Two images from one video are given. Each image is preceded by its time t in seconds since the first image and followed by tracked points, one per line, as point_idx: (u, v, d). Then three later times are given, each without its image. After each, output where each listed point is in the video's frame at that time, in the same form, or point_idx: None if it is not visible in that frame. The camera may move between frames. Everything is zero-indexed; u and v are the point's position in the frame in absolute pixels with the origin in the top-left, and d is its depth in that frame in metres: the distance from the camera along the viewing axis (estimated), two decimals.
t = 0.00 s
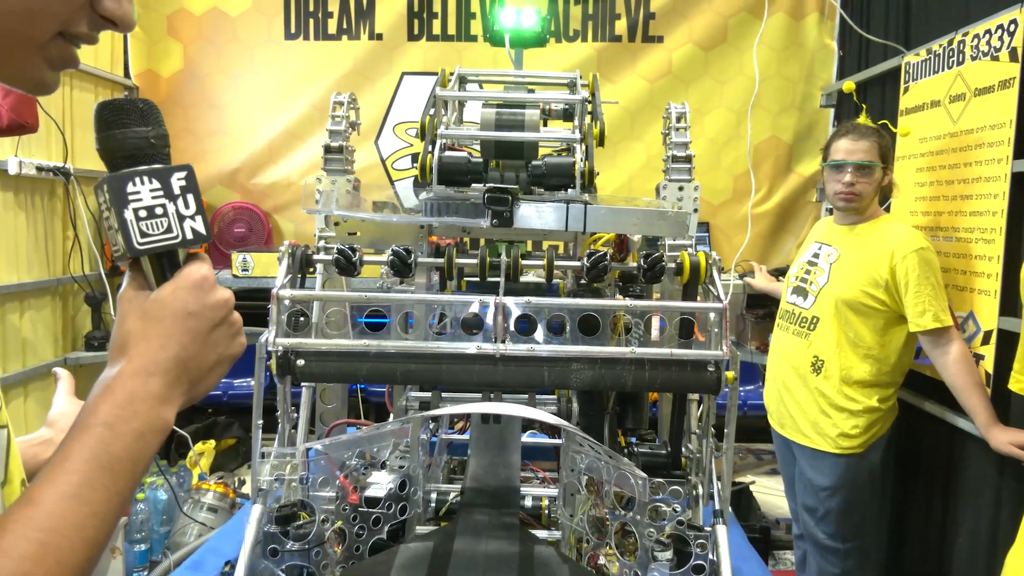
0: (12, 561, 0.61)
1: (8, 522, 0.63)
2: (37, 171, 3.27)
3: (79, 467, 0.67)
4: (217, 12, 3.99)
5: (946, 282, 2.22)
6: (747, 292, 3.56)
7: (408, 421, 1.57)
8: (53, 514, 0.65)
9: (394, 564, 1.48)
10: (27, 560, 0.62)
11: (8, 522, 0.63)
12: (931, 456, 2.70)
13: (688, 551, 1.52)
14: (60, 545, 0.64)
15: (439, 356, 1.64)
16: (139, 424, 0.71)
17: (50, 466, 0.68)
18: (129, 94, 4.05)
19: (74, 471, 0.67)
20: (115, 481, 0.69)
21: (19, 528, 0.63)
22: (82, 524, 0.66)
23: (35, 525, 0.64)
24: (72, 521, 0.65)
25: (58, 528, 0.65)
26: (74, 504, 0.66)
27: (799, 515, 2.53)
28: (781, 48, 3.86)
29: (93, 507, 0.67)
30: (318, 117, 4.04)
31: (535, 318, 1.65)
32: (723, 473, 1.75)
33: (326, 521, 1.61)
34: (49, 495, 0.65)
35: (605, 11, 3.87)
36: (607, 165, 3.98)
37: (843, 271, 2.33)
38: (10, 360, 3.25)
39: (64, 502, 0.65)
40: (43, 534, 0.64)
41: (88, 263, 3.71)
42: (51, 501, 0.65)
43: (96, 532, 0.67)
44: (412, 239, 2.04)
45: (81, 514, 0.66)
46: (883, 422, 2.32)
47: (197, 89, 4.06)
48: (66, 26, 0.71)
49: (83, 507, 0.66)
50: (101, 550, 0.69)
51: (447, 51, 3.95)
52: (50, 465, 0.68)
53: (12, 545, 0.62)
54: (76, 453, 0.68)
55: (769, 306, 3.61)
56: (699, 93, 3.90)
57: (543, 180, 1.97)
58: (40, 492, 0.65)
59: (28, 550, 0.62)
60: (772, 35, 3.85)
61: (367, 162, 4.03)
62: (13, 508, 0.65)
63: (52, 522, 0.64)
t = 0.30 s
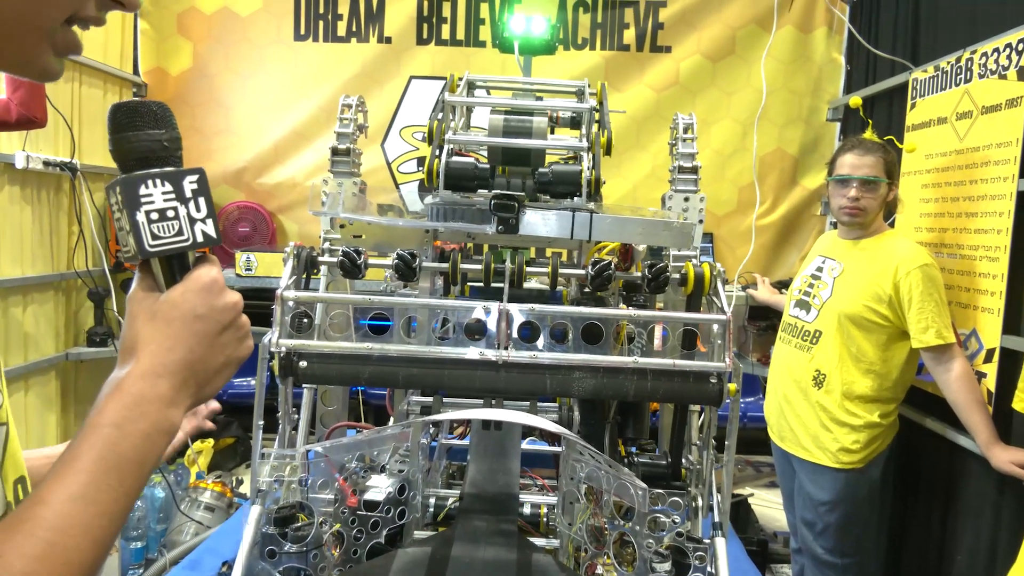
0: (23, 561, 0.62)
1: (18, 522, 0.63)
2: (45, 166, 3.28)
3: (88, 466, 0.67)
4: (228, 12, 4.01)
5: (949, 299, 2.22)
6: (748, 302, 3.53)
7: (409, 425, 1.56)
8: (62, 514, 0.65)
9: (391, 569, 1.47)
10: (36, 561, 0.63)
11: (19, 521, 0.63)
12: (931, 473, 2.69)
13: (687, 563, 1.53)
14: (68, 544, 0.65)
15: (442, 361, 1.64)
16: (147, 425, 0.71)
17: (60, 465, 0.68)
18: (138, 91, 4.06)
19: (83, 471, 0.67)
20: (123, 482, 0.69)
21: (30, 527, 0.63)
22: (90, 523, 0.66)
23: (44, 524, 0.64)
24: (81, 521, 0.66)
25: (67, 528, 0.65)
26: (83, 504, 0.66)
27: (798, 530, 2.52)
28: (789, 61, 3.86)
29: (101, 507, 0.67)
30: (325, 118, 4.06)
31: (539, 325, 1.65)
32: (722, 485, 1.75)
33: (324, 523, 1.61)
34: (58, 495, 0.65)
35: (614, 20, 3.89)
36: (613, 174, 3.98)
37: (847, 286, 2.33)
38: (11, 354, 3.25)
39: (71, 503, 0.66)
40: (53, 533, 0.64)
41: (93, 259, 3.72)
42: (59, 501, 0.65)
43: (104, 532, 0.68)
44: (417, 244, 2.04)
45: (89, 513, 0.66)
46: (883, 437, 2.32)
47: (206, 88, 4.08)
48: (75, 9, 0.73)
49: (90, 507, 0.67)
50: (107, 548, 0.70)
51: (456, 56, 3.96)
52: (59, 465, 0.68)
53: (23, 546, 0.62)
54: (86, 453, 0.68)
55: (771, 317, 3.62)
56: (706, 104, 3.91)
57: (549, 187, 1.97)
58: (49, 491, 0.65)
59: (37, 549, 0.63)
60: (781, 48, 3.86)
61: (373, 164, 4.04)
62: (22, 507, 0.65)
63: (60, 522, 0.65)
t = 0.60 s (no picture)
0: (33, 543, 0.62)
1: (30, 505, 0.63)
2: (48, 163, 3.28)
3: (97, 450, 0.67)
4: (231, 9, 4.01)
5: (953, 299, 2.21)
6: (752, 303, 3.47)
7: (412, 424, 1.56)
8: (72, 497, 0.65)
9: (394, 567, 1.47)
10: (47, 545, 0.62)
11: (31, 504, 0.63)
12: (934, 473, 2.68)
13: (690, 562, 1.51)
14: (79, 528, 0.64)
15: (445, 359, 1.63)
16: (155, 408, 0.71)
17: (68, 451, 0.67)
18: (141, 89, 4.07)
19: (91, 456, 0.67)
20: (131, 465, 0.69)
21: (40, 511, 0.63)
22: (101, 506, 0.66)
23: (54, 508, 0.64)
24: (92, 504, 0.65)
25: (77, 512, 0.64)
26: (93, 488, 0.66)
27: (800, 529, 2.51)
28: (793, 59, 3.85)
29: (112, 490, 0.67)
30: (328, 116, 4.05)
31: (543, 323, 1.65)
32: (726, 486, 1.75)
33: (327, 522, 1.61)
34: (69, 478, 0.65)
35: (617, 19, 3.88)
36: (615, 173, 3.98)
37: (850, 285, 2.32)
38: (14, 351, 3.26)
39: (82, 486, 0.65)
40: (65, 518, 0.64)
41: (96, 256, 3.72)
42: (70, 484, 0.65)
43: (115, 514, 0.67)
44: (420, 241, 2.05)
45: (99, 495, 0.66)
46: (886, 436, 2.31)
47: (209, 85, 4.07)
48: None
49: (101, 490, 0.66)
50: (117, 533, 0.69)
51: (459, 54, 3.95)
52: (66, 452, 0.67)
53: (33, 530, 0.62)
54: (94, 437, 0.68)
55: (773, 318, 3.62)
56: (709, 102, 3.90)
57: (553, 185, 1.96)
58: (60, 474, 0.65)
59: (47, 534, 0.63)
60: (785, 47, 3.85)
61: (376, 162, 4.04)
62: (31, 492, 0.64)
63: (70, 506, 0.64)
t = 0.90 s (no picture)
0: None
1: None
2: (39, 159, 3.26)
3: (60, 457, 0.67)
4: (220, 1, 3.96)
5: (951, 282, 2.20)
6: (749, 289, 3.49)
7: (411, 415, 1.56)
8: (30, 509, 0.65)
9: (394, 559, 1.46)
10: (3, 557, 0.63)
11: None
12: (932, 456, 2.69)
13: (691, 548, 1.50)
14: (37, 539, 0.64)
15: (443, 349, 1.63)
16: (122, 411, 0.70)
17: (32, 456, 0.68)
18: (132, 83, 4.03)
19: (54, 463, 0.67)
20: (95, 473, 0.69)
21: None
22: (61, 516, 0.66)
23: (9, 520, 0.64)
24: (52, 514, 0.66)
25: (34, 524, 0.65)
26: (53, 497, 0.66)
27: (800, 513, 2.52)
28: (788, 44, 3.83)
29: (72, 500, 0.67)
30: (321, 108, 4.02)
31: (540, 312, 1.64)
32: (727, 472, 1.74)
33: (327, 513, 1.60)
34: (28, 489, 0.65)
35: (611, 5, 3.84)
36: (611, 160, 3.96)
37: (848, 270, 2.31)
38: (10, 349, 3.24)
39: (40, 497, 0.65)
40: (21, 530, 0.64)
41: (91, 252, 3.71)
42: (28, 495, 0.65)
43: (76, 524, 0.67)
44: (415, 231, 2.03)
45: (60, 504, 0.66)
46: (885, 420, 2.31)
47: (200, 78, 4.04)
48: None
49: (62, 500, 0.66)
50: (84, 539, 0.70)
51: (452, 44, 3.92)
52: (32, 456, 0.67)
53: None
54: (57, 443, 0.67)
55: (772, 303, 3.62)
56: (705, 88, 3.88)
57: (549, 173, 1.95)
58: (18, 486, 0.65)
59: (3, 547, 0.63)
60: (780, 31, 3.82)
61: (370, 154, 4.01)
62: None
63: (26, 518, 0.64)
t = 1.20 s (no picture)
0: None
1: None
2: (32, 151, 3.22)
3: (42, 455, 0.66)
4: None
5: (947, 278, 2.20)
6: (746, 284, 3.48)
7: (406, 409, 1.55)
8: (10, 508, 0.64)
9: (389, 553, 1.45)
10: None
11: None
12: (927, 451, 2.70)
13: (686, 543, 1.51)
14: (16, 539, 0.63)
15: (439, 344, 1.62)
16: (106, 408, 0.69)
17: (14, 453, 0.67)
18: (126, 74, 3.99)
19: (35, 460, 0.66)
20: (78, 471, 0.68)
21: None
22: (42, 515, 0.65)
23: None
24: (32, 513, 0.65)
25: (15, 522, 0.64)
26: (33, 496, 0.65)
27: (795, 509, 2.53)
28: (786, 39, 3.82)
29: (53, 499, 0.66)
30: (317, 101, 4.00)
31: (536, 307, 1.63)
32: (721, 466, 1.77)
33: (322, 508, 1.59)
34: (8, 488, 0.64)
35: None
36: (608, 154, 3.94)
37: (844, 265, 2.31)
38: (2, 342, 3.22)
39: (20, 495, 0.64)
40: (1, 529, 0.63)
41: (84, 245, 3.68)
42: (8, 494, 0.64)
43: (56, 523, 0.66)
44: (411, 224, 2.01)
45: (42, 503, 0.65)
46: (880, 416, 2.32)
47: (194, 70, 4.00)
48: None
49: (42, 499, 0.65)
50: (67, 536, 0.69)
51: (449, 36, 3.90)
52: (14, 453, 0.66)
53: None
54: (40, 440, 0.66)
55: (768, 299, 3.62)
56: (702, 83, 3.87)
57: (545, 166, 1.94)
58: None
59: None
60: (778, 25, 3.80)
61: (366, 147, 3.99)
62: None
63: (6, 517, 0.63)
